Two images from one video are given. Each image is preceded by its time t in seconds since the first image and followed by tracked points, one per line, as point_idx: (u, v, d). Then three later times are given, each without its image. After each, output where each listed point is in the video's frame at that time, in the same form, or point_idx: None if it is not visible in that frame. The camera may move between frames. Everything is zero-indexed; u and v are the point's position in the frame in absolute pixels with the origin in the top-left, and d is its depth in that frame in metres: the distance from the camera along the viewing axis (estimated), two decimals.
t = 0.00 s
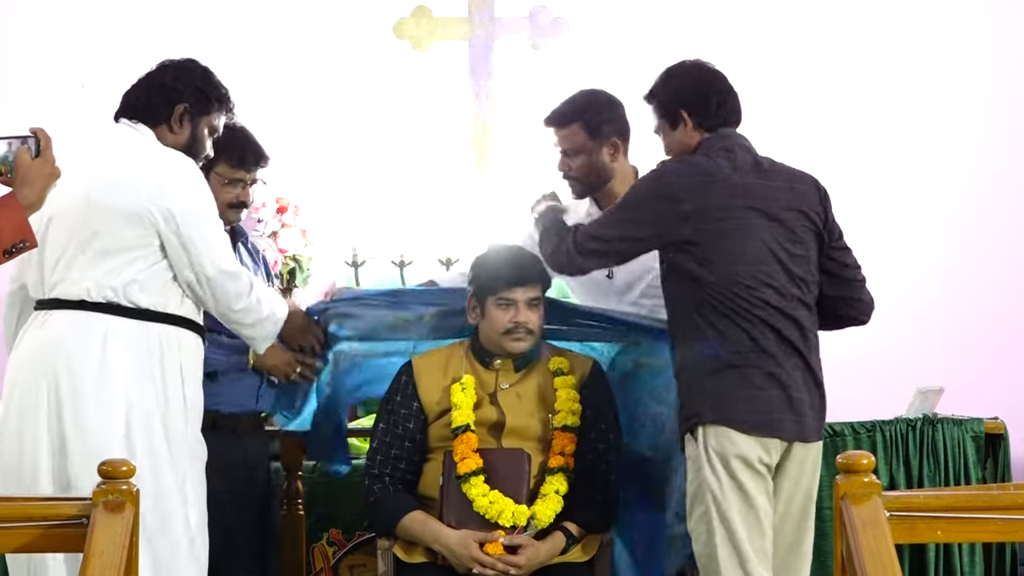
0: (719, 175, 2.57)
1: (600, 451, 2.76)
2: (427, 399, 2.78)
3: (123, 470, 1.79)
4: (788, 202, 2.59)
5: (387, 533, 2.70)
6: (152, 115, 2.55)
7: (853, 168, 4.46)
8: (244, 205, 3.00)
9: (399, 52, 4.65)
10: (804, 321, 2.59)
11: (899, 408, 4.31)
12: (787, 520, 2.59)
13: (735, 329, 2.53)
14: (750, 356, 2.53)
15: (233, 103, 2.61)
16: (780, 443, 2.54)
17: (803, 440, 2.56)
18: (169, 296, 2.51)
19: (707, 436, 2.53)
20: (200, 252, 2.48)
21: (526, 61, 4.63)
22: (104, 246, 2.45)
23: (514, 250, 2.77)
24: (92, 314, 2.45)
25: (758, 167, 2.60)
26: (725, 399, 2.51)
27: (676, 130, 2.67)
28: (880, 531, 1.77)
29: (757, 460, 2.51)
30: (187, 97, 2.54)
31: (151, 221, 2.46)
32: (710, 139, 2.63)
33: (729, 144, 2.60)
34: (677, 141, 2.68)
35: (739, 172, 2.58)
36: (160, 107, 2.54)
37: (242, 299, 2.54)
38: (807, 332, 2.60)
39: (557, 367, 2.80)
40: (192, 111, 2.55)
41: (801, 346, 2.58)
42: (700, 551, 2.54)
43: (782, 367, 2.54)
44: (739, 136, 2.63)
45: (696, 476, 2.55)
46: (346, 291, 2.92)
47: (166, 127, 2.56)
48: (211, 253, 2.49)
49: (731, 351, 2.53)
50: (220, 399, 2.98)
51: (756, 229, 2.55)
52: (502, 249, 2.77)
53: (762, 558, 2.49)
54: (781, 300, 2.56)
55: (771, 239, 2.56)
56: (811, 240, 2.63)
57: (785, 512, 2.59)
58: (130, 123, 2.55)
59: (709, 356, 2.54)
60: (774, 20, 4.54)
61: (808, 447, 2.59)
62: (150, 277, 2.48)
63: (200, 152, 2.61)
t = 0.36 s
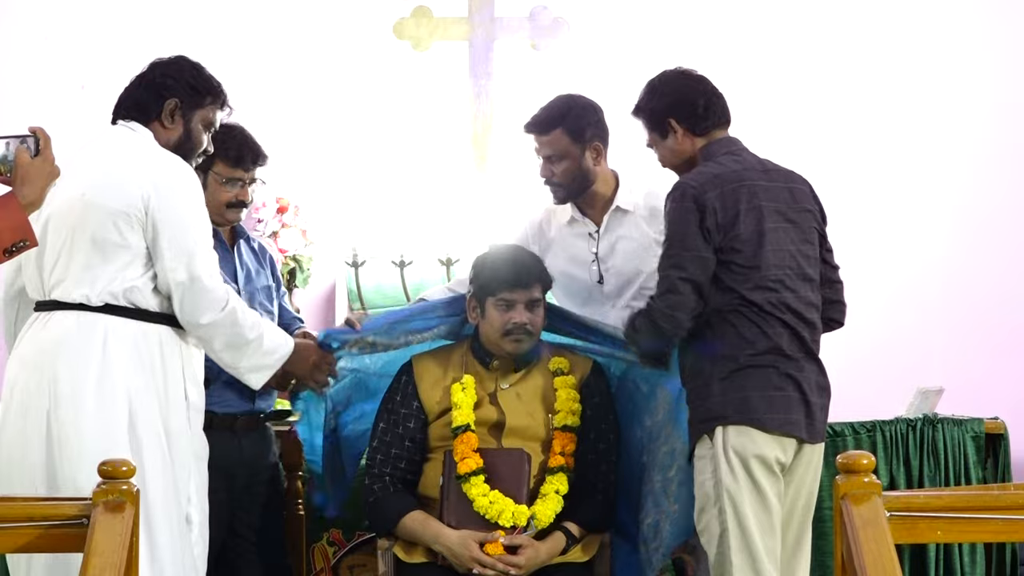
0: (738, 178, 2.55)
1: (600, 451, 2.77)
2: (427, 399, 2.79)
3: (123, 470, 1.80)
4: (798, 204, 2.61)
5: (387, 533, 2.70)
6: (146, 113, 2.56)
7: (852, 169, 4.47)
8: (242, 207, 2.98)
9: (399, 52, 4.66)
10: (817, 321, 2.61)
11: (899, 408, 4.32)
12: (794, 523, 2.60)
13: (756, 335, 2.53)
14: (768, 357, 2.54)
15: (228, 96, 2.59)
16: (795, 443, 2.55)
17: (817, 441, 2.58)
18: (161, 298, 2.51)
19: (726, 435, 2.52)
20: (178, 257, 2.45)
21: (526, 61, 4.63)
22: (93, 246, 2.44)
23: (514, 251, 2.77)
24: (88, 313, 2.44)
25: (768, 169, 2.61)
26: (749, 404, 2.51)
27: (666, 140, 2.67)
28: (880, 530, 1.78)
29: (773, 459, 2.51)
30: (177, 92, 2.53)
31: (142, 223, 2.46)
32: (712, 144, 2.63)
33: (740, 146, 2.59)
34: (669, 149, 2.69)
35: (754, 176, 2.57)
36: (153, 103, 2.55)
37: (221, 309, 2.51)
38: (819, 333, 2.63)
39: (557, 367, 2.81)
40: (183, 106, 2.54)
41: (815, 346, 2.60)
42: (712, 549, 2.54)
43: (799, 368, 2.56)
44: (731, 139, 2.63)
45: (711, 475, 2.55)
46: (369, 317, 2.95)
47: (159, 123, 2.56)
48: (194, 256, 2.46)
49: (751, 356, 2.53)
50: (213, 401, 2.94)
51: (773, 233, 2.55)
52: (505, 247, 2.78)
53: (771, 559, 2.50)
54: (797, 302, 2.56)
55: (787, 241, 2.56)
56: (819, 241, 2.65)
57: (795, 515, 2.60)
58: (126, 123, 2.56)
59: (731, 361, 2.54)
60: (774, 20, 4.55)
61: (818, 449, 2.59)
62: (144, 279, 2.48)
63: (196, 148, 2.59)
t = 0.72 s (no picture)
0: (739, 181, 2.55)
1: (600, 451, 2.77)
2: (427, 397, 2.81)
3: (122, 471, 1.86)
4: (794, 203, 2.61)
5: (387, 532, 2.71)
6: (151, 113, 2.69)
7: (852, 168, 4.45)
8: (268, 204, 3.14)
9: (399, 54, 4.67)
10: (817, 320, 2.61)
11: (898, 408, 4.31)
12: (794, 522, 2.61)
13: (761, 336, 2.54)
14: (770, 357, 2.54)
15: (233, 95, 2.73)
16: (797, 443, 2.56)
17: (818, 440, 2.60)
18: (143, 301, 2.63)
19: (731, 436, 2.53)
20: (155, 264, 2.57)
21: (526, 61, 4.63)
22: (85, 252, 2.57)
23: (513, 250, 2.80)
24: (75, 314, 2.57)
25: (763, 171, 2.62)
26: (755, 405, 2.51)
27: (655, 146, 2.66)
28: (880, 530, 1.81)
29: (777, 461, 2.52)
30: (183, 92, 2.67)
31: (122, 231, 2.59)
32: (705, 148, 2.64)
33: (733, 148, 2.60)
34: (660, 155, 2.67)
35: (752, 179, 2.58)
36: (157, 104, 2.68)
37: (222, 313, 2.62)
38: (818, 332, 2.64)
39: (558, 367, 2.81)
40: (187, 106, 2.68)
41: (815, 345, 2.60)
42: (714, 549, 2.55)
43: (802, 369, 2.57)
44: (719, 141, 2.65)
45: (714, 476, 2.56)
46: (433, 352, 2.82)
47: (164, 124, 2.69)
48: (177, 261, 2.57)
49: (757, 357, 2.53)
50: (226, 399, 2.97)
51: (776, 233, 2.55)
52: (502, 247, 2.79)
53: (774, 560, 2.50)
54: (799, 300, 2.57)
55: (788, 240, 2.56)
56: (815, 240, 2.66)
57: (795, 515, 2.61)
58: (132, 124, 2.70)
59: (738, 364, 2.53)
60: (773, 19, 4.54)
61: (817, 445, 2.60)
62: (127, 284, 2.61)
63: (200, 147, 2.72)
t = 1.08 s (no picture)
0: (735, 183, 2.55)
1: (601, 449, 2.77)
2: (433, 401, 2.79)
3: (123, 470, 1.87)
4: (788, 199, 2.61)
5: (388, 531, 2.71)
6: (172, 120, 2.71)
7: (852, 169, 4.46)
8: (326, 198, 3.16)
9: (399, 53, 4.67)
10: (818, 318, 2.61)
11: (898, 408, 4.32)
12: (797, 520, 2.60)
13: (765, 337, 2.53)
14: (774, 357, 2.53)
15: (257, 100, 2.74)
16: (802, 442, 2.55)
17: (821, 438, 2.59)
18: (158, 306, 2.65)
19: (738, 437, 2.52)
20: (183, 270, 2.59)
21: (526, 61, 4.64)
22: (99, 257, 2.59)
23: (511, 248, 2.81)
24: (89, 319, 2.58)
25: (759, 170, 2.61)
26: (762, 407, 2.50)
27: (644, 151, 2.63)
28: (879, 530, 1.82)
29: (783, 462, 2.52)
30: (202, 99, 2.68)
31: (140, 240, 2.60)
32: (695, 150, 2.62)
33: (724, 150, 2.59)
34: (650, 159, 2.64)
35: (746, 179, 2.57)
36: (177, 111, 2.71)
37: (255, 313, 2.66)
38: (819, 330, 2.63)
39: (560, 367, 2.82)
40: (207, 112, 2.69)
41: (818, 344, 2.59)
42: (716, 550, 2.55)
43: (806, 368, 2.56)
44: (709, 144, 2.63)
45: (719, 477, 2.55)
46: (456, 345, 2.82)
47: (183, 130, 2.71)
48: (200, 269, 2.59)
49: (761, 360, 2.53)
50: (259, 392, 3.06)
51: (774, 234, 2.55)
52: (500, 245, 2.81)
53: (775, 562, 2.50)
54: (799, 298, 2.56)
55: (786, 239, 2.56)
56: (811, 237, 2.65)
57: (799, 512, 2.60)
58: (154, 131, 2.73)
59: (744, 365, 2.52)
60: (773, 19, 4.55)
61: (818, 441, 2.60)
62: (140, 290, 2.62)
63: (223, 153, 2.73)
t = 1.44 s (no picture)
0: (723, 185, 2.53)
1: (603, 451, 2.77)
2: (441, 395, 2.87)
3: (123, 471, 1.88)
4: (774, 200, 2.60)
5: (388, 531, 2.74)
6: (201, 130, 2.59)
7: (852, 170, 4.47)
8: (360, 202, 3.13)
9: (399, 53, 4.68)
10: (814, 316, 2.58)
11: (898, 408, 4.32)
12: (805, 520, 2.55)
13: (769, 335, 2.49)
14: (782, 355, 2.48)
15: (290, 112, 2.59)
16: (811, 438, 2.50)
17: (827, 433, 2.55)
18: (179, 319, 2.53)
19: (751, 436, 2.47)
20: (208, 290, 2.45)
21: (526, 61, 4.64)
22: (121, 263, 2.47)
23: (514, 248, 2.90)
24: (104, 326, 2.47)
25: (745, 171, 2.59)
26: (774, 403, 2.45)
27: (637, 161, 2.58)
28: (878, 530, 1.83)
29: (795, 461, 2.47)
30: (231, 110, 2.56)
31: (165, 254, 2.47)
32: (682, 158, 2.59)
33: (707, 158, 2.56)
34: (639, 169, 2.59)
35: (734, 181, 2.55)
36: (207, 122, 2.58)
37: (283, 333, 2.52)
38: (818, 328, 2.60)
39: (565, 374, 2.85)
40: (237, 124, 2.56)
41: (818, 342, 2.56)
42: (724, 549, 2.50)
43: (812, 365, 2.52)
44: (694, 152, 2.60)
45: (730, 476, 2.50)
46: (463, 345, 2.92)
47: (213, 144, 2.59)
48: (225, 287, 2.46)
49: (768, 357, 2.48)
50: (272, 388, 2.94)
51: (766, 234, 2.53)
52: (500, 245, 2.91)
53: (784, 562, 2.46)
54: (797, 295, 2.54)
55: (778, 239, 2.55)
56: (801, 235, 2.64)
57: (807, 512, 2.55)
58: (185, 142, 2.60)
59: (751, 363, 2.48)
60: (772, 19, 4.55)
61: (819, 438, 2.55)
62: (158, 301, 2.49)
63: (252, 165, 2.59)
